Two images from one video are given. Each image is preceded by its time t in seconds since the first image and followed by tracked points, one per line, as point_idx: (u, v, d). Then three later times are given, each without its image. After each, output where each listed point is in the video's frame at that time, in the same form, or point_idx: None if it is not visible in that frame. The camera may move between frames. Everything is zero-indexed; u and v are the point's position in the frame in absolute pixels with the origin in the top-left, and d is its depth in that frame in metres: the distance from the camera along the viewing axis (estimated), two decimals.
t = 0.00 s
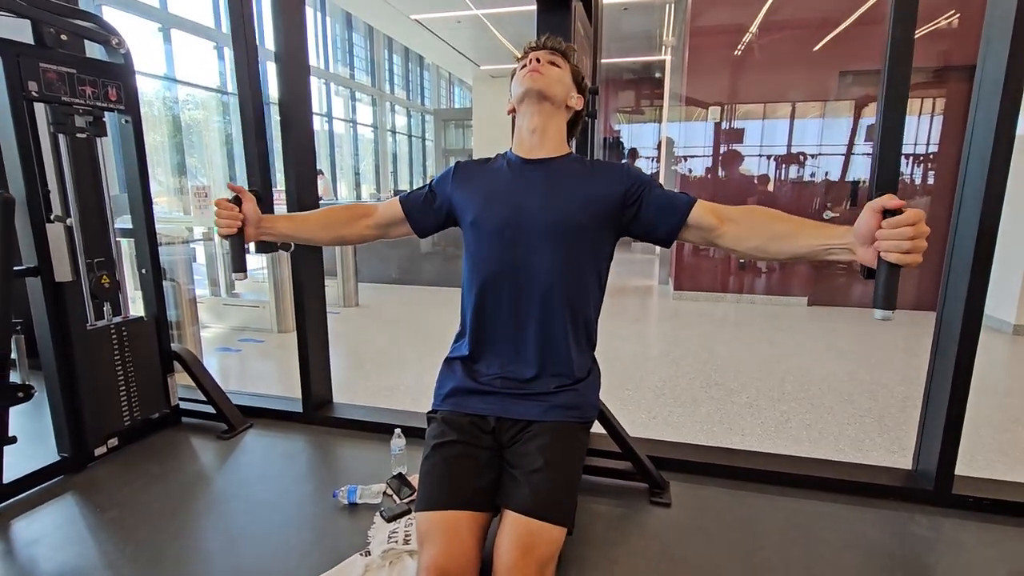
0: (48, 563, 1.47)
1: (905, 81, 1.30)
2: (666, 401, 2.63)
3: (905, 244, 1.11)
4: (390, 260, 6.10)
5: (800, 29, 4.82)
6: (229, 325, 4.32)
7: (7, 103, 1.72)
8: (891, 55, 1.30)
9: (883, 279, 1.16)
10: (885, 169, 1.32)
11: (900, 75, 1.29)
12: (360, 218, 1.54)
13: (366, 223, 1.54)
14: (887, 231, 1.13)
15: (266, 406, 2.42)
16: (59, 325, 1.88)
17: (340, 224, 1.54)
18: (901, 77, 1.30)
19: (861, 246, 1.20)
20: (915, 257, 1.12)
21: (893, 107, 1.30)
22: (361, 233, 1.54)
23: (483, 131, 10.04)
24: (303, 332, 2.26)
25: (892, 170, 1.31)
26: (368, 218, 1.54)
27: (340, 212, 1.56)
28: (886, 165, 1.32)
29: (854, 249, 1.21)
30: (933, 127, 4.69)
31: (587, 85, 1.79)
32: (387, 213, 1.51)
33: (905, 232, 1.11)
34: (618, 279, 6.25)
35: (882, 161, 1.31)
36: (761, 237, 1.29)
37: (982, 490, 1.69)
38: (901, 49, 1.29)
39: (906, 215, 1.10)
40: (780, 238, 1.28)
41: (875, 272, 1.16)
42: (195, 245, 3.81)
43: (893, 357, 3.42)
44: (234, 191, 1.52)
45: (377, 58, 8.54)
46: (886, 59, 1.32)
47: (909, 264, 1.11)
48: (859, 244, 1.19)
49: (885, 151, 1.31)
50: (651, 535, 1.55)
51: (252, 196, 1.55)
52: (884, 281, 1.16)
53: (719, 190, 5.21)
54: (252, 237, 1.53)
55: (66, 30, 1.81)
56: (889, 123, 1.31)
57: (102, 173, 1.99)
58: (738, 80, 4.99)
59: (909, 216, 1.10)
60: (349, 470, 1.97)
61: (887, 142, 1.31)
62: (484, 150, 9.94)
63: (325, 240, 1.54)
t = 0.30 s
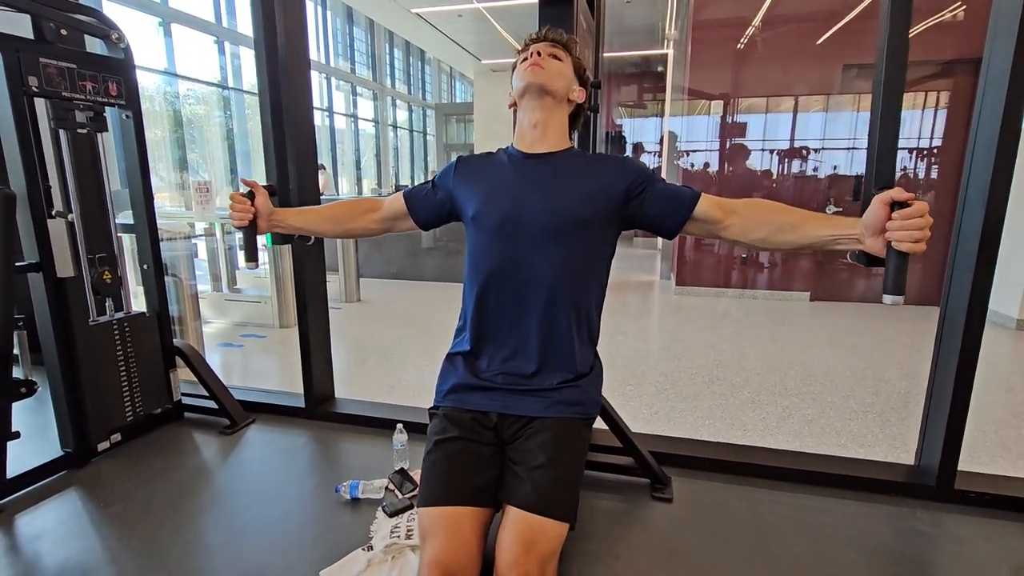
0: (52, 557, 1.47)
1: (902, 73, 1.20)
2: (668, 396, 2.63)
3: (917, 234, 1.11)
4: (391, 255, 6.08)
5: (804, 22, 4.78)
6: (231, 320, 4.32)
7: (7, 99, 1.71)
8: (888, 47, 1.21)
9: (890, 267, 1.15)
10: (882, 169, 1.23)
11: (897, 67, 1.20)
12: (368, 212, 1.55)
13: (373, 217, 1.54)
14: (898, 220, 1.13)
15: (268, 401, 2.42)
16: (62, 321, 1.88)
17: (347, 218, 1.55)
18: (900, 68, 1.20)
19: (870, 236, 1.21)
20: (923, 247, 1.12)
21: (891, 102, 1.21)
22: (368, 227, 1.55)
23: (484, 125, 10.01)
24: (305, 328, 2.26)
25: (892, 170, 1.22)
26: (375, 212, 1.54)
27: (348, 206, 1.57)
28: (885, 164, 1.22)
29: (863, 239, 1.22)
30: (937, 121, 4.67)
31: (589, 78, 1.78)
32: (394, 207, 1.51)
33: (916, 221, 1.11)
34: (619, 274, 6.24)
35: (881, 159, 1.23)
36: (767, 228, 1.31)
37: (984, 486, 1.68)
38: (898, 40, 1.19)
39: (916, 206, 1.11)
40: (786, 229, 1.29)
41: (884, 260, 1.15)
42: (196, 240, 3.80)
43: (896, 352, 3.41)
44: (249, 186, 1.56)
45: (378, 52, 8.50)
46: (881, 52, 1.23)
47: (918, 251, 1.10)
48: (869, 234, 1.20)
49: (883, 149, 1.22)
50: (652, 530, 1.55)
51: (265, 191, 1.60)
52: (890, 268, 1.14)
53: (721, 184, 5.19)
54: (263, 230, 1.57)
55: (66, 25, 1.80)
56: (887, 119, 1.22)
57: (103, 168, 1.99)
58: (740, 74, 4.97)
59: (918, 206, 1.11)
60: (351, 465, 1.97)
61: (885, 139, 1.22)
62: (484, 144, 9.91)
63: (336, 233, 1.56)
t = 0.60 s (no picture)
0: (51, 552, 1.48)
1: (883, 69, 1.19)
2: (666, 393, 2.63)
3: (907, 227, 1.11)
4: (391, 252, 6.08)
5: (804, 19, 4.77)
6: (230, 316, 4.32)
7: (5, 95, 1.71)
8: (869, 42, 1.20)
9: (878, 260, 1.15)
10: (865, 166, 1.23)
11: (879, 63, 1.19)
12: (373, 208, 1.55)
13: (378, 213, 1.55)
14: (888, 213, 1.13)
15: (268, 397, 2.43)
16: (61, 317, 1.88)
17: (353, 214, 1.56)
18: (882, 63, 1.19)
19: (860, 229, 1.20)
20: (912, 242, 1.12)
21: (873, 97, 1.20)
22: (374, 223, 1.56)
23: (484, 121, 10.01)
24: (303, 324, 2.26)
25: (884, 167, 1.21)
26: (380, 208, 1.55)
27: (353, 202, 1.57)
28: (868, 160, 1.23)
29: (853, 233, 1.22)
30: (936, 118, 4.66)
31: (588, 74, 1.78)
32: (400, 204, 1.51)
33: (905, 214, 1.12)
34: (618, 270, 6.24)
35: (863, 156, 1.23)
36: (762, 223, 1.31)
37: (980, 482, 1.69)
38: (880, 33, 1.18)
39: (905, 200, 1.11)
40: (779, 225, 1.30)
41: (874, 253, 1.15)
42: (195, 237, 3.79)
43: (894, 349, 3.42)
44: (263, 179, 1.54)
45: (377, 48, 8.47)
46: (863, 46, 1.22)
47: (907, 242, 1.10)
48: (858, 228, 1.20)
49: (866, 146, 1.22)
50: (650, 526, 1.56)
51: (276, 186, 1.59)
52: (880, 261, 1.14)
53: (722, 181, 5.19)
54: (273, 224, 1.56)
55: (64, 21, 1.80)
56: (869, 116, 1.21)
57: (101, 164, 1.98)
58: (740, 71, 4.96)
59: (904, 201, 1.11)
60: (349, 461, 1.98)
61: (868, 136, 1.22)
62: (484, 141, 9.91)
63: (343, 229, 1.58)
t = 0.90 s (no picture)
0: (51, 550, 1.48)
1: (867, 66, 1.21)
2: (665, 391, 2.64)
3: (894, 222, 1.15)
4: (391, 251, 6.08)
5: (805, 18, 4.76)
6: (230, 315, 4.32)
7: (4, 93, 1.71)
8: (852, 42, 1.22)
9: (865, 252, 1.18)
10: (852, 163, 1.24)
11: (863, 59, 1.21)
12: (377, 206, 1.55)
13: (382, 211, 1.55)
14: (878, 210, 1.16)
15: (267, 396, 2.43)
16: (60, 316, 1.88)
17: (357, 212, 1.56)
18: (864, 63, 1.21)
19: (850, 225, 1.23)
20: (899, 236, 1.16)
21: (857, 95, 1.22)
22: (378, 221, 1.55)
23: (483, 120, 10.01)
24: (303, 323, 2.26)
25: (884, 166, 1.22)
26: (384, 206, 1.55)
27: (358, 200, 1.58)
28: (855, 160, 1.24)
29: (842, 229, 1.25)
30: (936, 117, 4.66)
31: (586, 73, 1.78)
32: (404, 201, 1.51)
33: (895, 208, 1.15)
34: (618, 270, 6.24)
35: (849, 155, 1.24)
36: (755, 220, 1.32)
37: (979, 480, 1.69)
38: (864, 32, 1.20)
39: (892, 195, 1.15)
40: (772, 221, 1.31)
41: (862, 247, 1.18)
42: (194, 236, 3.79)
43: (893, 348, 3.42)
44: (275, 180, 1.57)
45: (377, 48, 8.47)
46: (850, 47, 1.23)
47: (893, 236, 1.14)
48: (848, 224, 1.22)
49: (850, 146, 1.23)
50: (649, 524, 1.56)
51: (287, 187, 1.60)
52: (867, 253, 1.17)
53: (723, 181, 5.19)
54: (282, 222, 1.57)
55: (63, 19, 1.80)
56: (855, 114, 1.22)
57: (100, 163, 1.99)
58: (740, 70, 4.95)
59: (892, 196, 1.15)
60: (348, 459, 1.98)
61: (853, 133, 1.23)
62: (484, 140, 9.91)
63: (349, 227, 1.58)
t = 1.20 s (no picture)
0: (48, 553, 1.48)
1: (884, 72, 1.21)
2: (664, 395, 2.64)
3: (899, 230, 1.15)
4: (390, 254, 6.09)
5: (804, 23, 4.79)
6: (229, 318, 4.32)
7: (5, 94, 1.71)
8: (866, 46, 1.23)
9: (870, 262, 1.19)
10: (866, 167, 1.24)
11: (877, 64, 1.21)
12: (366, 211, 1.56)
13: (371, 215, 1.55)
14: (880, 219, 1.17)
15: (266, 399, 2.43)
16: (60, 318, 1.88)
17: (346, 216, 1.56)
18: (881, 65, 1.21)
19: (855, 234, 1.23)
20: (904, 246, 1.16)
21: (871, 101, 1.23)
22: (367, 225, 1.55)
23: (483, 123, 10.04)
24: (303, 325, 2.26)
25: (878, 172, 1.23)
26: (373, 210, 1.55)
27: (345, 205, 1.57)
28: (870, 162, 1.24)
29: (848, 237, 1.25)
30: (935, 122, 4.68)
31: (587, 77, 1.79)
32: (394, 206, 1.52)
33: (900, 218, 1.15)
34: (618, 273, 6.25)
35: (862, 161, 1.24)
36: (756, 227, 1.32)
37: (978, 485, 1.69)
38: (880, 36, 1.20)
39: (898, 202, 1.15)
40: (775, 228, 1.32)
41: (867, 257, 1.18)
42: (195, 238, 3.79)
43: (892, 352, 3.42)
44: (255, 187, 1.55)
45: (378, 51, 8.50)
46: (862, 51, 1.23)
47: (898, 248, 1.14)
48: (853, 233, 1.23)
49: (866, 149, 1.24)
50: (648, 528, 1.56)
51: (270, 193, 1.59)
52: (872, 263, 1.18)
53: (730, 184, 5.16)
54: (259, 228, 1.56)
55: (65, 21, 1.80)
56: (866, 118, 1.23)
57: (101, 165, 1.99)
58: (739, 74, 4.97)
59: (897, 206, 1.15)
60: (347, 463, 1.98)
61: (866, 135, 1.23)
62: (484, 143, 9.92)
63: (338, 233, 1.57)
